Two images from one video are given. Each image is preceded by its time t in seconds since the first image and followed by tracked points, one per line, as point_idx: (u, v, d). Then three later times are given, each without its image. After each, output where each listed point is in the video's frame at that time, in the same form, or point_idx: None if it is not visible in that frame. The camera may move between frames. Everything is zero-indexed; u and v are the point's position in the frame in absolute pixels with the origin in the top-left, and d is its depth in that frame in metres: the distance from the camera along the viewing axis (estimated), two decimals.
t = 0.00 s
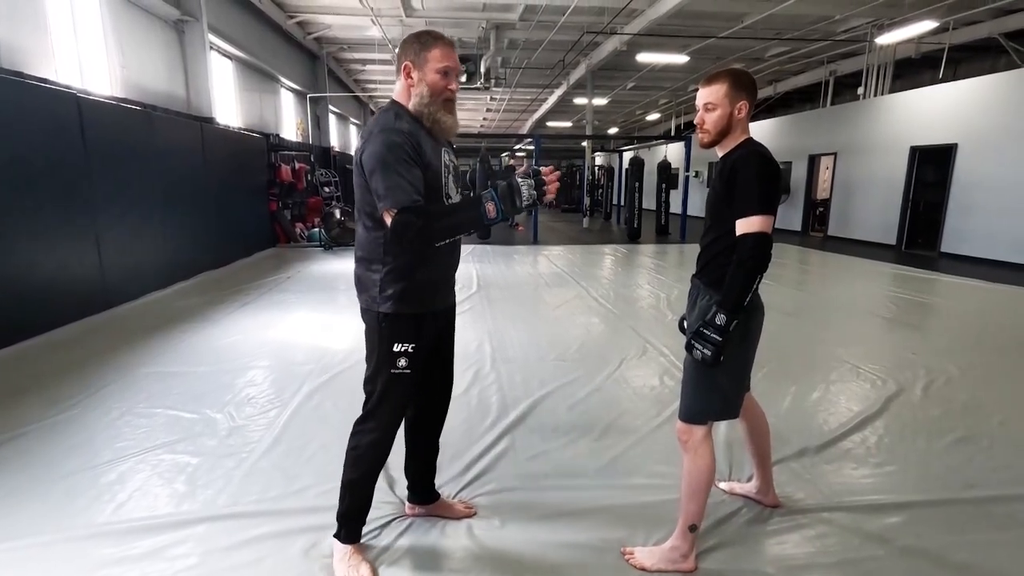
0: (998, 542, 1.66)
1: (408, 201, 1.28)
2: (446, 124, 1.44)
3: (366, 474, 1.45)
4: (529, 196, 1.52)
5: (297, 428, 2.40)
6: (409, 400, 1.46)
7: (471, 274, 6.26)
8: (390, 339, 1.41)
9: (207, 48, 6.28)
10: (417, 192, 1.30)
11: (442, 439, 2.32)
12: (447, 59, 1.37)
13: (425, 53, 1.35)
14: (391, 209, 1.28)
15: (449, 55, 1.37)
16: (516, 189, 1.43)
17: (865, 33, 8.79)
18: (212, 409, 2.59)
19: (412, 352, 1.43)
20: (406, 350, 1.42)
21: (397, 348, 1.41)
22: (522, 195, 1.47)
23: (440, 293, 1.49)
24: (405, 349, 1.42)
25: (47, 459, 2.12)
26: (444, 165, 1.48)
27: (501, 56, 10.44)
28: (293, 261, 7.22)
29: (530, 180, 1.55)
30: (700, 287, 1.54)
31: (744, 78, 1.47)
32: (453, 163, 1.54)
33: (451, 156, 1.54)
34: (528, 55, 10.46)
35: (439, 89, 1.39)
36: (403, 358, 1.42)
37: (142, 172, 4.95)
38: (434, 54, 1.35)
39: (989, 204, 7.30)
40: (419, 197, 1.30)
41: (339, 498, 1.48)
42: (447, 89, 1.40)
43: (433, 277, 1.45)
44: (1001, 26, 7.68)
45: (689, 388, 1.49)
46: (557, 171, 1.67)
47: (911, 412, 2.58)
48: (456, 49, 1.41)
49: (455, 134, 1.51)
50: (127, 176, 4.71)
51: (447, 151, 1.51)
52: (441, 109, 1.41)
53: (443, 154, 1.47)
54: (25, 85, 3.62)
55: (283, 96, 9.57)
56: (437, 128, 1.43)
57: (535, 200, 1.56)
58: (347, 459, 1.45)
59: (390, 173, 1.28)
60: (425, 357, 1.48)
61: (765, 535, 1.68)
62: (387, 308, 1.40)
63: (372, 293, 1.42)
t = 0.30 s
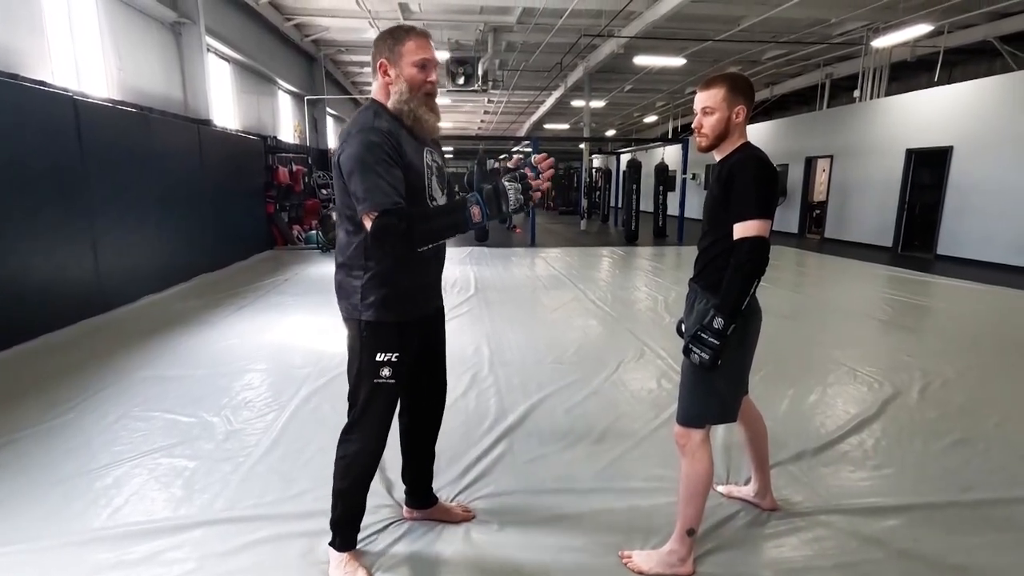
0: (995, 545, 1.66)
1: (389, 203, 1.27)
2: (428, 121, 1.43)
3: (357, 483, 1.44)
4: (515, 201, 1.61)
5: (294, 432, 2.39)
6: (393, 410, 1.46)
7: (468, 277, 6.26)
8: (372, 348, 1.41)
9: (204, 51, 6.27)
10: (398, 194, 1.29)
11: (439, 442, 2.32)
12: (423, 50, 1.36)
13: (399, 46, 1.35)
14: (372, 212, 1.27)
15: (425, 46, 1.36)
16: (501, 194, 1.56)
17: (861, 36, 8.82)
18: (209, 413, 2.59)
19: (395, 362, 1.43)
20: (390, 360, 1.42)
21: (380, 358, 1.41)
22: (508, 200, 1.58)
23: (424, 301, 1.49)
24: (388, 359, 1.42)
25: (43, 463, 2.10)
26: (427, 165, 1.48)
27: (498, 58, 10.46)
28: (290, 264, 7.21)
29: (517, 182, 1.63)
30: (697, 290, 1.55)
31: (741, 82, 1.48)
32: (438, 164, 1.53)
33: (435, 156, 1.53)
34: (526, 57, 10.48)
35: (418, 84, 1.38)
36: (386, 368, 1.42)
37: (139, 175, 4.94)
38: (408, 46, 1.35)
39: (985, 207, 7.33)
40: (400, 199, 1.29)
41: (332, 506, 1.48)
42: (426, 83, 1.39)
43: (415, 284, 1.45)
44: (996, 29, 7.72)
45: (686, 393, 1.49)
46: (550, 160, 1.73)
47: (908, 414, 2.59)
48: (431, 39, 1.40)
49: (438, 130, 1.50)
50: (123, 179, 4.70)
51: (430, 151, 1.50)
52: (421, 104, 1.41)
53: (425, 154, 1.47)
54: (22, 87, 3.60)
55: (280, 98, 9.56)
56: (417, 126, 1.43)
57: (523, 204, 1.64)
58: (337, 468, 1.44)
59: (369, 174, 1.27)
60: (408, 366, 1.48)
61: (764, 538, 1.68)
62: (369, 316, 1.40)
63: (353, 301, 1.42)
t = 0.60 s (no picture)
0: (993, 551, 1.66)
1: (346, 211, 1.25)
2: (392, 117, 1.37)
3: (351, 494, 1.44)
4: (482, 212, 1.65)
5: (292, 438, 2.38)
6: (378, 423, 1.45)
7: (466, 280, 6.25)
8: (352, 361, 1.40)
9: (201, 54, 6.26)
10: (356, 200, 1.27)
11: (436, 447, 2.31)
12: (384, 44, 1.34)
13: (358, 44, 1.34)
14: (328, 219, 1.25)
15: (384, 40, 1.34)
16: (467, 205, 1.58)
17: (857, 40, 8.86)
18: (206, 418, 2.57)
19: (376, 376, 1.42)
20: (370, 373, 1.41)
21: (359, 371, 1.40)
22: (474, 210, 1.61)
23: (405, 313, 1.47)
24: (368, 373, 1.41)
25: (38, 470, 2.09)
26: (399, 168, 1.42)
27: (496, 61, 10.47)
28: (288, 267, 7.19)
29: (483, 196, 1.67)
30: (695, 297, 1.55)
31: (738, 89, 1.48)
32: (417, 169, 1.48)
33: (415, 161, 1.49)
34: (523, 60, 10.50)
35: (380, 80, 1.35)
36: (366, 382, 1.41)
37: (135, 179, 4.92)
38: (368, 41, 1.33)
39: (981, 210, 7.36)
40: (359, 206, 1.27)
41: (326, 517, 1.47)
42: (387, 78, 1.35)
43: (394, 295, 1.43)
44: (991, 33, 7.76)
45: (684, 400, 1.49)
46: (556, 151, 1.81)
47: (906, 419, 2.59)
48: (395, 34, 1.38)
49: (411, 129, 1.44)
50: (120, 183, 4.69)
51: (405, 155, 1.45)
52: (384, 100, 1.36)
53: (397, 158, 1.42)
54: (18, 91, 3.59)
55: (277, 101, 9.55)
56: (384, 125, 1.38)
57: (489, 215, 1.68)
58: (328, 482, 1.43)
59: (328, 181, 1.26)
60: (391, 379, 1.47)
61: (762, 545, 1.68)
62: (345, 328, 1.39)
63: (327, 312, 1.41)
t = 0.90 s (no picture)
0: (992, 553, 1.66)
1: (306, 218, 1.25)
2: (370, 116, 1.36)
3: (346, 501, 1.44)
4: (448, 230, 1.51)
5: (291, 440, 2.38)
6: (366, 431, 1.45)
7: (465, 282, 6.25)
8: (336, 371, 1.39)
9: (200, 56, 6.25)
10: (318, 207, 1.26)
11: (435, 450, 2.31)
12: (357, 43, 1.32)
13: (330, 44, 1.33)
14: (289, 225, 1.25)
15: (357, 39, 1.32)
16: (433, 221, 1.48)
17: (855, 42, 8.89)
18: (204, 421, 2.57)
19: (361, 385, 1.41)
20: (355, 383, 1.40)
21: (344, 381, 1.40)
22: (441, 227, 1.49)
23: (389, 321, 1.44)
24: (353, 382, 1.40)
25: (35, 474, 2.08)
26: (373, 172, 1.38)
27: (495, 64, 10.48)
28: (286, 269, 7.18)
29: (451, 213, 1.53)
30: (694, 299, 1.55)
31: (738, 93, 1.48)
32: (396, 172, 1.44)
33: (394, 163, 1.45)
34: (522, 62, 10.52)
35: (354, 80, 1.33)
36: (351, 392, 1.40)
37: (133, 181, 4.91)
38: (340, 41, 1.32)
39: (978, 211, 7.37)
40: (321, 213, 1.26)
41: (323, 524, 1.48)
42: (362, 76, 1.34)
43: (375, 304, 1.41)
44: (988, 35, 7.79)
45: (682, 404, 1.49)
46: (574, 161, 1.74)
47: (905, 421, 2.59)
48: (370, 32, 1.36)
49: (388, 129, 1.41)
50: (118, 186, 4.68)
51: (382, 157, 1.42)
52: (359, 100, 1.34)
53: (371, 161, 1.38)
54: (17, 93, 3.58)
55: (276, 103, 9.54)
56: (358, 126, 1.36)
57: (456, 234, 1.54)
58: (322, 492, 1.44)
59: (291, 186, 1.26)
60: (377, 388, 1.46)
61: (761, 548, 1.68)
62: (325, 338, 1.38)
63: (308, 322, 1.41)
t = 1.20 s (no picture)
0: (990, 553, 1.66)
1: (296, 215, 1.23)
2: (353, 116, 1.35)
3: (339, 502, 1.44)
4: (444, 211, 1.43)
5: (291, 441, 2.38)
6: (355, 436, 1.44)
7: (464, 284, 6.26)
8: (324, 375, 1.39)
9: (200, 57, 6.25)
10: (308, 205, 1.25)
11: (435, 451, 2.31)
12: (336, 38, 1.32)
13: (310, 42, 1.32)
14: (279, 223, 1.23)
15: (335, 34, 1.31)
16: (429, 203, 1.39)
17: (853, 44, 8.92)
18: (203, 423, 2.57)
19: (349, 389, 1.41)
20: (343, 387, 1.40)
21: (331, 385, 1.40)
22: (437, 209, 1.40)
23: (376, 324, 1.45)
24: (340, 387, 1.40)
25: (34, 475, 2.08)
26: (359, 173, 1.38)
27: (494, 66, 10.51)
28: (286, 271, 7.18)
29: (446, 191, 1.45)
30: (692, 299, 1.55)
31: (735, 95, 1.49)
32: (382, 172, 1.45)
33: (380, 163, 1.46)
34: (521, 65, 10.54)
35: (335, 76, 1.33)
36: (339, 396, 1.40)
37: (133, 183, 4.92)
38: (319, 37, 1.31)
39: (977, 213, 7.39)
40: (310, 210, 1.25)
41: (318, 525, 1.47)
42: (342, 72, 1.33)
43: (362, 308, 1.41)
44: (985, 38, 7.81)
45: (681, 404, 1.49)
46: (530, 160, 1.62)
47: (904, 422, 2.60)
48: (349, 28, 1.36)
49: (373, 128, 1.42)
50: (119, 187, 4.69)
51: (368, 157, 1.42)
52: (341, 97, 1.34)
53: (358, 161, 1.39)
54: (17, 95, 3.59)
55: (275, 105, 9.56)
56: (343, 124, 1.35)
57: (452, 215, 1.46)
58: (314, 494, 1.43)
59: (279, 186, 1.24)
60: (365, 391, 1.46)
61: (760, 548, 1.68)
62: (312, 343, 1.37)
63: (293, 326, 1.40)
